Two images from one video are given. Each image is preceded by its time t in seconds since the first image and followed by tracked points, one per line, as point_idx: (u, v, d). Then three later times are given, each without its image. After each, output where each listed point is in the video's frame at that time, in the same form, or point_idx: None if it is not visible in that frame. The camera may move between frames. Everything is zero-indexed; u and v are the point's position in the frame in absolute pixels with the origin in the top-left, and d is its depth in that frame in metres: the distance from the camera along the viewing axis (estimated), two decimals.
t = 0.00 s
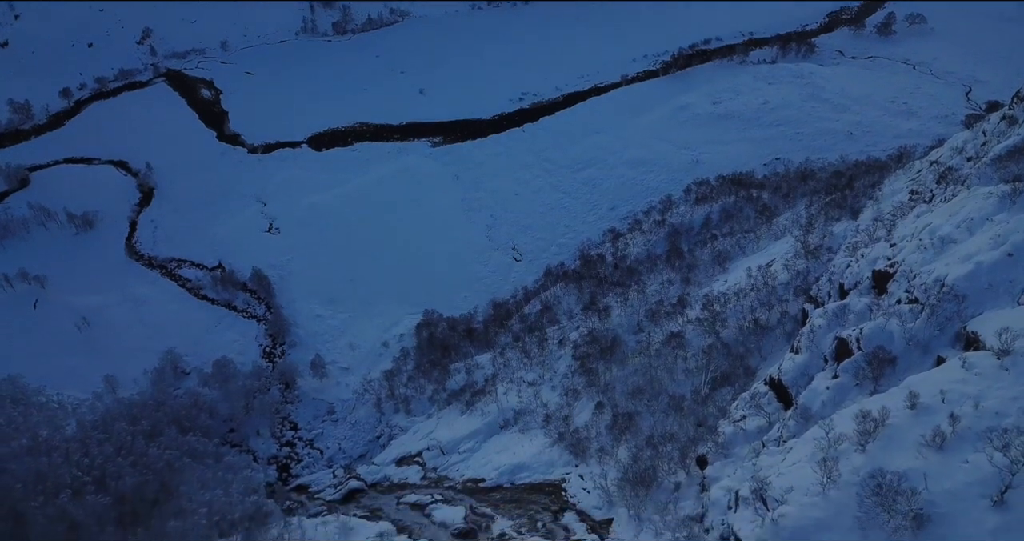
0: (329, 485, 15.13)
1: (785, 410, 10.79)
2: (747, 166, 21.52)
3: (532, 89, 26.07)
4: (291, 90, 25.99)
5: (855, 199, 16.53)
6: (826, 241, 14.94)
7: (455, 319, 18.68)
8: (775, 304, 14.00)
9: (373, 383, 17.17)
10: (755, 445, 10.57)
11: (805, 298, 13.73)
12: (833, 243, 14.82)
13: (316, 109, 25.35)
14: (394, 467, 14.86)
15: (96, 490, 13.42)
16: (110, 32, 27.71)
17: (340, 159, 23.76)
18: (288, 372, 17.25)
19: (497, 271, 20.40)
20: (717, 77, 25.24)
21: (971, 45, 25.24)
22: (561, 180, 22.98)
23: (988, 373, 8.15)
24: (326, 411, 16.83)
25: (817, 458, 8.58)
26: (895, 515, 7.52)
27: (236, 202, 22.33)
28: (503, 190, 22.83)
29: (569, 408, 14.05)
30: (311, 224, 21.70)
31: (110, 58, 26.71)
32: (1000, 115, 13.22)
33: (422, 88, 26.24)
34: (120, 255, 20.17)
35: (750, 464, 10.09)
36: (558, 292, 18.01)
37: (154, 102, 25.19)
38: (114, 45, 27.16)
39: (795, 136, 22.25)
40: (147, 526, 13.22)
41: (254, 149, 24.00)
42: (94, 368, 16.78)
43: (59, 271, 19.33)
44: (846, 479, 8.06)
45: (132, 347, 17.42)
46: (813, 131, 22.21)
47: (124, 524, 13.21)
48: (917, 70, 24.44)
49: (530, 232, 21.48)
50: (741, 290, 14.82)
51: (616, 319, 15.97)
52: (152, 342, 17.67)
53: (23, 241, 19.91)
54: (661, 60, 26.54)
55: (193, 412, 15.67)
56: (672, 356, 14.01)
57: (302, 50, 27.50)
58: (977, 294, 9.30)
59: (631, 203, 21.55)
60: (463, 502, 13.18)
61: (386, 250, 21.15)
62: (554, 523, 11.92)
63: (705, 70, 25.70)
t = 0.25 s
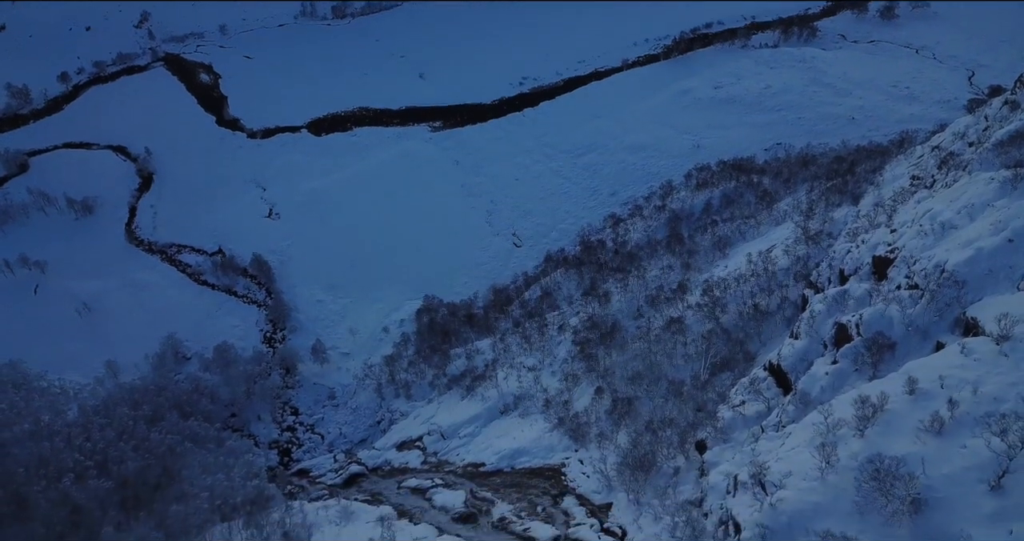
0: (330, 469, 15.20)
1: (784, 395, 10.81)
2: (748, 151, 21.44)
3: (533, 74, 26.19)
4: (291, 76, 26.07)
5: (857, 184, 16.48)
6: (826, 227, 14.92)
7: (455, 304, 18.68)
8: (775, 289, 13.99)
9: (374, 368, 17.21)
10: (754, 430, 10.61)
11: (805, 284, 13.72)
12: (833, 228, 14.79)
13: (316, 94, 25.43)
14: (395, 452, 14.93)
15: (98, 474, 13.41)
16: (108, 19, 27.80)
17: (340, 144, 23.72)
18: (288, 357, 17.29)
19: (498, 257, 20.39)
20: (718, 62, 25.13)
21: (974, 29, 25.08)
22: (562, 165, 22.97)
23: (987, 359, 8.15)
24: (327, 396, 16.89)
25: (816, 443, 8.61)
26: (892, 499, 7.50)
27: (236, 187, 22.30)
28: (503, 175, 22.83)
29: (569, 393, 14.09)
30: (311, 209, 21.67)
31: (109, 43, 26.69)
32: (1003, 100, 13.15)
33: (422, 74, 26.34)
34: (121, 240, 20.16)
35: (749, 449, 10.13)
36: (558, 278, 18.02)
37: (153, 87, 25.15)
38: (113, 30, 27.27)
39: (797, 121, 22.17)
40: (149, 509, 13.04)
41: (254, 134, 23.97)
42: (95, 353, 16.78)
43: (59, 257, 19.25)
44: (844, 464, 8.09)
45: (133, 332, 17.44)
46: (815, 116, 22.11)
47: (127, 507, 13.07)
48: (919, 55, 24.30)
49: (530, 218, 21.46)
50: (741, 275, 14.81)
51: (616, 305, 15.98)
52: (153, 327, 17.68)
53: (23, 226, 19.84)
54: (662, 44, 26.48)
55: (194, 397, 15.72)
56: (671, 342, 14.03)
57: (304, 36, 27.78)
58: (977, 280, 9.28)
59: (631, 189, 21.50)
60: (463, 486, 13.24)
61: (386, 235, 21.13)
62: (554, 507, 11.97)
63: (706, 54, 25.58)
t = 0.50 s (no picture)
0: (331, 454, 15.25)
1: (784, 381, 10.83)
2: (750, 136, 21.35)
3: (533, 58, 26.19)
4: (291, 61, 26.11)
5: (858, 170, 16.43)
6: (827, 212, 14.89)
7: (456, 290, 18.69)
8: (775, 275, 13.99)
9: (374, 353, 17.25)
10: (753, 415, 10.63)
11: (805, 270, 13.70)
12: (834, 214, 14.76)
13: (316, 79, 25.42)
14: (396, 437, 15.00)
15: (100, 459, 13.45)
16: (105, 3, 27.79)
17: (339, 129, 23.70)
18: (289, 342, 17.35)
19: (498, 243, 20.36)
20: (719, 45, 24.99)
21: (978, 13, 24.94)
22: (562, 151, 22.99)
23: (986, 345, 8.15)
24: (328, 381, 16.94)
25: (815, 428, 8.65)
26: (890, 484, 7.50)
27: (236, 172, 22.29)
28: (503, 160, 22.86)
29: (569, 378, 14.13)
30: (311, 195, 21.64)
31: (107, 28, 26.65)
32: (1005, 84, 13.08)
33: (422, 58, 26.33)
34: (120, 226, 20.13)
35: (748, 434, 10.17)
36: (558, 263, 18.02)
37: (151, 72, 25.10)
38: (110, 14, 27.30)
39: (798, 105, 22.08)
40: (151, 494, 13.11)
41: (253, 119, 23.91)
42: (96, 338, 16.68)
43: (58, 243, 18.98)
44: (843, 449, 8.12)
45: (134, 318, 17.40)
46: (816, 100, 22.01)
47: (128, 491, 13.15)
48: (922, 39, 24.19)
49: (530, 203, 21.45)
50: (741, 261, 14.80)
51: (616, 291, 15.98)
52: (154, 312, 17.68)
53: (22, 211, 19.53)
54: (663, 28, 26.40)
55: (196, 382, 15.76)
56: (671, 327, 14.06)
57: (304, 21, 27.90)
58: (977, 265, 9.26)
59: (632, 174, 21.45)
60: (463, 470, 13.30)
61: (386, 221, 21.12)
62: (554, 491, 12.02)
63: (708, 38, 25.46)
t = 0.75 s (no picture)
0: (332, 438, 15.31)
1: (783, 366, 10.85)
2: (751, 121, 21.27)
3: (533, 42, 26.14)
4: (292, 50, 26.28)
5: (859, 155, 16.38)
6: (828, 198, 14.85)
7: (456, 275, 18.69)
8: (775, 261, 13.97)
9: (374, 338, 17.29)
10: (753, 401, 10.66)
11: (805, 255, 13.69)
12: (835, 199, 14.73)
13: (316, 65, 25.48)
14: (397, 421, 15.06)
15: (102, 444, 13.45)
16: None
17: (339, 114, 23.66)
18: (289, 327, 17.39)
19: (498, 228, 20.34)
20: (721, 30, 24.89)
21: None
22: (563, 135, 22.99)
23: (986, 331, 8.15)
24: (329, 366, 17.00)
25: (814, 413, 8.68)
26: (887, 469, 7.52)
27: (236, 157, 22.28)
28: (502, 144, 22.87)
29: (569, 363, 14.16)
30: (310, 180, 21.61)
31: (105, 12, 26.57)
32: (1008, 69, 13.01)
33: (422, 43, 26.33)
34: (120, 211, 20.08)
35: (747, 419, 10.20)
36: (558, 249, 18.02)
37: (150, 57, 25.15)
38: None
39: (800, 90, 21.98)
40: (154, 478, 13.11)
41: (252, 104, 24.06)
42: (97, 323, 16.66)
43: (58, 228, 18.91)
44: (842, 434, 8.15)
45: (135, 303, 17.39)
46: (818, 85, 21.93)
47: (131, 475, 13.09)
48: (924, 24, 24.09)
49: (530, 188, 21.42)
50: (742, 247, 14.77)
51: (616, 277, 15.97)
52: (155, 297, 17.67)
53: (21, 196, 19.40)
54: (664, 12, 26.32)
55: (197, 367, 15.78)
56: (671, 312, 14.08)
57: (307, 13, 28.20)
58: (978, 251, 9.24)
59: (633, 159, 21.39)
60: (464, 455, 13.35)
61: (386, 206, 21.10)
62: (554, 476, 12.08)
63: (709, 22, 25.39)
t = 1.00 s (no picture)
0: (333, 423, 15.36)
1: (783, 351, 10.87)
2: (752, 106, 21.18)
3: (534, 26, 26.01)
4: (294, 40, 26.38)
5: (860, 140, 16.31)
6: (828, 183, 14.81)
7: (456, 261, 18.68)
8: (776, 246, 13.95)
9: (375, 323, 17.30)
10: (752, 386, 10.68)
11: (806, 241, 13.66)
12: (835, 185, 14.69)
13: (316, 52, 25.46)
14: (398, 406, 15.11)
15: (104, 429, 13.45)
16: None
17: (338, 99, 23.60)
18: (290, 312, 17.43)
19: (498, 213, 20.31)
20: (723, 18, 25.21)
21: None
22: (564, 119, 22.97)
23: (985, 317, 8.14)
24: (330, 350, 17.03)
25: (813, 398, 8.70)
26: (885, 454, 7.55)
27: (235, 142, 22.24)
28: (502, 129, 22.84)
29: (569, 348, 14.20)
30: (310, 166, 21.56)
31: None
32: (1011, 53, 12.93)
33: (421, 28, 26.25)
34: (119, 196, 20.04)
35: (746, 404, 10.23)
36: (558, 235, 18.00)
37: (149, 42, 25.18)
38: None
39: (802, 75, 21.89)
40: (156, 462, 13.24)
41: (251, 89, 24.07)
42: (98, 309, 16.67)
43: (58, 213, 18.86)
44: (841, 419, 8.17)
45: (136, 288, 17.42)
46: (819, 70, 21.83)
47: (133, 460, 13.22)
48: (927, 8, 23.97)
49: (530, 174, 21.38)
50: (743, 233, 14.74)
51: (616, 263, 15.96)
52: (155, 282, 17.67)
53: (20, 181, 19.32)
54: None
55: (198, 352, 15.80)
56: (671, 298, 14.09)
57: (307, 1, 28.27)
58: (978, 237, 9.21)
59: (633, 144, 21.32)
60: (464, 439, 13.39)
61: (386, 191, 21.06)
62: (554, 460, 12.14)
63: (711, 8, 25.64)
